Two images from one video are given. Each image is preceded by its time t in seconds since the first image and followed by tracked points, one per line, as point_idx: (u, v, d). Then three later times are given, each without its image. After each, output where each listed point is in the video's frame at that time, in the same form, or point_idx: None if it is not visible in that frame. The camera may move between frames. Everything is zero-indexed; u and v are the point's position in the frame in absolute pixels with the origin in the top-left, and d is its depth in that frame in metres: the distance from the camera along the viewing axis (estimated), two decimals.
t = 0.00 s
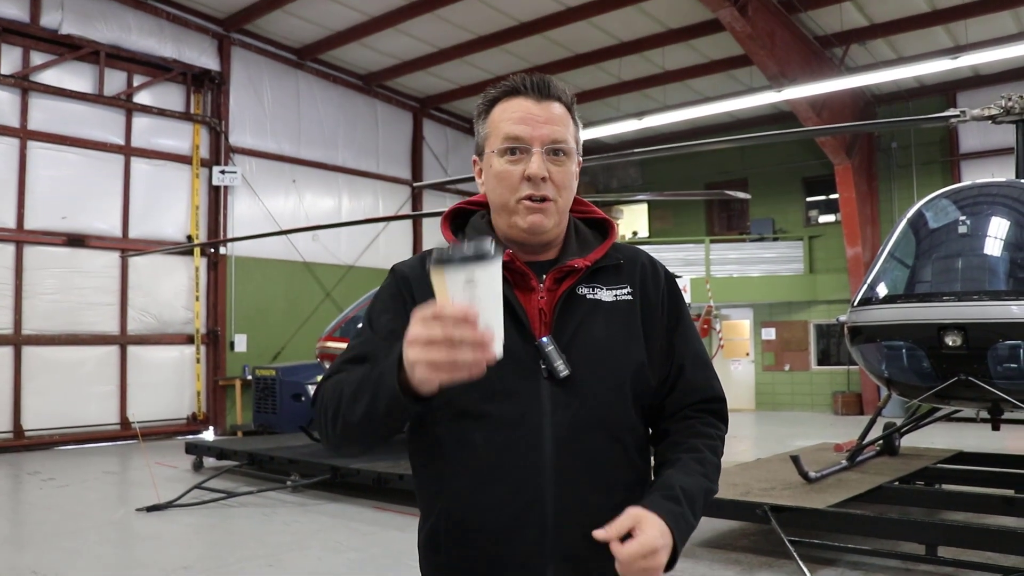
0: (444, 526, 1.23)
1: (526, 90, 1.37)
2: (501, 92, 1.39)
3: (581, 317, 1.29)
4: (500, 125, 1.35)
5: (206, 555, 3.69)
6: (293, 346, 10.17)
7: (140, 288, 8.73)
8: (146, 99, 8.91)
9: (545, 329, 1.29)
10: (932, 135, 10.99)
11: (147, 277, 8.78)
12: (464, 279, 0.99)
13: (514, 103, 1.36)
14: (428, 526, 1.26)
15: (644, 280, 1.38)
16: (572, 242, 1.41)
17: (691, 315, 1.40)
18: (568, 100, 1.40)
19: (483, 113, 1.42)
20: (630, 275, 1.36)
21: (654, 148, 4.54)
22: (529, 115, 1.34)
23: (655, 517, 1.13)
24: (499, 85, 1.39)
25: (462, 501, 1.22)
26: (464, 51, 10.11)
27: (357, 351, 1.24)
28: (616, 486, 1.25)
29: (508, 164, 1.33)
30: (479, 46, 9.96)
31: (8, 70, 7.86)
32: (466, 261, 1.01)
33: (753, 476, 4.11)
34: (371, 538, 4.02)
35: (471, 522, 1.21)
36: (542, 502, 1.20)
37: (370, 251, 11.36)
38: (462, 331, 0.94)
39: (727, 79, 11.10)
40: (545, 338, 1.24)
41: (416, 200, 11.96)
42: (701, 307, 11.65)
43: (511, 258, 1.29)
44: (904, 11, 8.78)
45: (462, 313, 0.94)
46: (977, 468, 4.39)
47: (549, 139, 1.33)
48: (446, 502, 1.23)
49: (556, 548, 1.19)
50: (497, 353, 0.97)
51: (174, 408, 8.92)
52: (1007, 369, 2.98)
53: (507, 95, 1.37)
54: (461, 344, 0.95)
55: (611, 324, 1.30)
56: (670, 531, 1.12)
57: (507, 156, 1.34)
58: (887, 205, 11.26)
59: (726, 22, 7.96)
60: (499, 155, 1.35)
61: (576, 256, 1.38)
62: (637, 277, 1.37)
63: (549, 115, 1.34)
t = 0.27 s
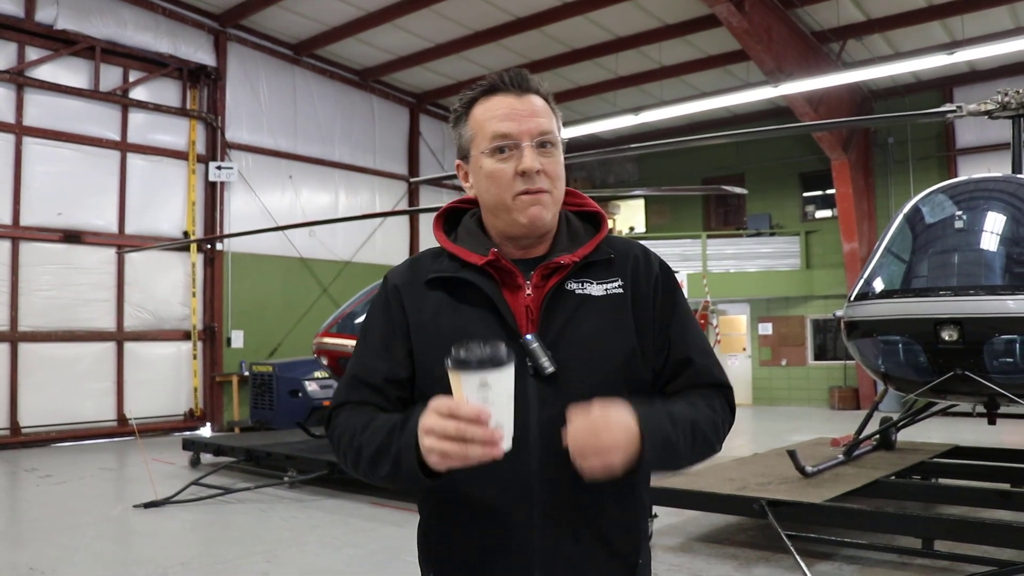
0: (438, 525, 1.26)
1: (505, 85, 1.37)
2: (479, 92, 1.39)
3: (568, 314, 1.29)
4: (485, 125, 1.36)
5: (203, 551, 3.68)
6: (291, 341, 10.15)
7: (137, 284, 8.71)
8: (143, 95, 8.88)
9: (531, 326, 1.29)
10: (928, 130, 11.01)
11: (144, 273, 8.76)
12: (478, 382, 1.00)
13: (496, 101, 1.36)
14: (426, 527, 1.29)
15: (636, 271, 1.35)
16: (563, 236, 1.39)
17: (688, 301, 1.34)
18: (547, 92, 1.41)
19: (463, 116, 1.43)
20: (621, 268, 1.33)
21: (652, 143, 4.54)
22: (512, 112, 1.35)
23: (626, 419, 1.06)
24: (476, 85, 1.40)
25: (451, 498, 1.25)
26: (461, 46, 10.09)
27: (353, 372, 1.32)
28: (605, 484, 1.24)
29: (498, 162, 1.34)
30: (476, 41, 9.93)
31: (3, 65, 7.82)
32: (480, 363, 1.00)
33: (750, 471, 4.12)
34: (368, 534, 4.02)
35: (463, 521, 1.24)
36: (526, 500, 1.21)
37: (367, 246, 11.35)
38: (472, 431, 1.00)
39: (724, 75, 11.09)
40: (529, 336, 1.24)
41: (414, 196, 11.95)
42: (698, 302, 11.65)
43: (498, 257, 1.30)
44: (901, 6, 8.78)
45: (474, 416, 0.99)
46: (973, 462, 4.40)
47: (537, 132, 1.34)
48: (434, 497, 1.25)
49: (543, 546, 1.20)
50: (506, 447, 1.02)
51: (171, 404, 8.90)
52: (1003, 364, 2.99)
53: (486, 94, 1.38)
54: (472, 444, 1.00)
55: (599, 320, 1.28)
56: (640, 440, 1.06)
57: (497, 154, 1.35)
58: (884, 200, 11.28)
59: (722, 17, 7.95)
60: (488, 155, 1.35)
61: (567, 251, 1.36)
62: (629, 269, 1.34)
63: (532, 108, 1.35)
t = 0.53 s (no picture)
0: (432, 521, 1.31)
1: (481, 90, 1.39)
2: (456, 98, 1.42)
3: (551, 313, 1.28)
4: (462, 130, 1.38)
5: (201, 551, 3.68)
6: (288, 341, 10.13)
7: (134, 284, 8.69)
8: (140, 94, 8.86)
9: (512, 325, 1.30)
10: (925, 130, 11.02)
11: (141, 273, 8.74)
12: (484, 414, 1.09)
13: (470, 106, 1.38)
14: (424, 524, 1.33)
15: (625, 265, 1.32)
16: (550, 233, 1.38)
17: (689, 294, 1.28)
18: (527, 91, 1.41)
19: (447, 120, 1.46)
20: (610, 263, 1.31)
21: (650, 142, 4.54)
22: (487, 115, 1.36)
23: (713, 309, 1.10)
24: (454, 92, 1.42)
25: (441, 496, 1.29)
26: (459, 46, 10.07)
27: (361, 381, 1.38)
28: (588, 483, 1.24)
29: (474, 166, 1.35)
30: (474, 40, 9.92)
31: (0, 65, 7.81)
32: (486, 397, 1.09)
33: (748, 471, 4.12)
34: (366, 533, 4.01)
35: (453, 518, 1.29)
36: (507, 496, 1.25)
37: (364, 246, 11.33)
38: (480, 461, 1.08)
39: (722, 74, 11.09)
40: (507, 336, 1.25)
41: (411, 195, 11.93)
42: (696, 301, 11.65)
43: (480, 258, 1.32)
44: (898, 6, 8.78)
45: (482, 446, 1.08)
46: (971, 462, 4.40)
47: (510, 133, 1.34)
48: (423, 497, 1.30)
49: (521, 544, 1.23)
50: (512, 472, 1.11)
51: (169, 404, 8.88)
52: (1000, 363, 3.00)
53: (463, 100, 1.40)
54: (482, 470, 1.09)
55: (582, 317, 1.28)
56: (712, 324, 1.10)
57: (473, 158, 1.36)
58: (882, 199, 11.28)
59: (719, 17, 7.94)
60: (465, 159, 1.37)
61: (553, 248, 1.35)
62: (616, 265, 1.31)
63: (508, 109, 1.35)
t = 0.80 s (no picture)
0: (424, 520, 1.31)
1: (462, 90, 1.37)
2: (441, 98, 1.40)
3: (544, 314, 1.28)
4: (443, 130, 1.37)
5: (198, 551, 3.67)
6: (286, 341, 10.12)
7: (132, 284, 8.68)
8: (138, 94, 8.85)
9: (504, 327, 1.30)
10: (924, 131, 11.03)
11: (139, 273, 8.73)
12: (481, 417, 1.09)
13: (451, 106, 1.37)
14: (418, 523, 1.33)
15: (622, 267, 1.30)
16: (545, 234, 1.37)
17: (686, 298, 1.28)
18: (512, 89, 1.38)
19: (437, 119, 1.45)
20: (605, 264, 1.30)
21: (648, 143, 4.55)
22: (467, 115, 1.34)
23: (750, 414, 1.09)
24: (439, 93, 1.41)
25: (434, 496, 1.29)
26: (458, 46, 10.06)
27: (361, 381, 1.38)
28: (581, 487, 1.23)
29: (454, 166, 1.35)
30: (472, 40, 9.91)
31: None
32: (484, 401, 1.08)
33: (747, 471, 4.11)
34: (364, 533, 4.01)
35: (445, 517, 1.29)
36: (497, 498, 1.24)
37: (363, 246, 11.32)
38: (476, 462, 1.08)
39: (720, 75, 11.09)
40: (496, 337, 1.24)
41: (410, 195, 11.92)
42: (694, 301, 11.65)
43: (473, 260, 1.32)
44: (897, 7, 8.79)
45: (478, 449, 1.08)
46: (969, 463, 4.40)
47: (488, 133, 1.32)
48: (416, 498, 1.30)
49: (510, 545, 1.22)
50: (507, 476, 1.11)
51: (166, 404, 8.86)
52: (999, 364, 2.99)
53: (446, 100, 1.39)
54: (476, 474, 1.09)
55: (577, 318, 1.26)
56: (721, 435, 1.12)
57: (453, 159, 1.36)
58: (880, 200, 11.29)
59: (718, 17, 7.94)
60: (447, 160, 1.37)
61: (547, 248, 1.35)
62: (613, 266, 1.30)
63: (490, 109, 1.33)
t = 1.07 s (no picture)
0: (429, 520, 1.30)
1: (482, 81, 1.36)
2: (460, 87, 1.39)
3: (554, 310, 1.28)
4: (459, 121, 1.36)
5: (199, 549, 3.67)
6: (287, 339, 10.12)
7: (132, 282, 8.68)
8: (138, 92, 8.84)
9: (514, 324, 1.30)
10: (924, 128, 11.02)
11: (140, 271, 8.72)
12: (472, 417, 1.07)
13: (471, 97, 1.36)
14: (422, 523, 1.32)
15: (629, 266, 1.32)
16: (552, 231, 1.38)
17: (684, 300, 1.31)
18: (529, 85, 1.38)
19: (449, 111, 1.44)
20: (612, 263, 1.31)
21: (648, 140, 4.54)
22: (484, 107, 1.33)
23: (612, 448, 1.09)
24: (457, 82, 1.40)
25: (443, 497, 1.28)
26: (457, 44, 10.05)
27: (361, 380, 1.37)
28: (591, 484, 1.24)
29: (470, 157, 1.34)
30: (472, 38, 9.90)
31: None
32: (475, 400, 1.07)
33: (748, 469, 4.11)
34: (365, 531, 4.01)
35: (452, 517, 1.28)
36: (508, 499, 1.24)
37: (363, 244, 11.31)
38: (466, 461, 1.07)
39: (720, 72, 11.08)
40: (508, 334, 1.24)
41: (410, 193, 11.91)
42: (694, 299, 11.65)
43: (481, 256, 1.32)
44: (897, 4, 8.77)
45: (468, 448, 1.07)
46: (969, 460, 4.41)
47: (507, 126, 1.32)
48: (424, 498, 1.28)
49: (523, 546, 1.22)
50: (500, 475, 1.10)
51: (166, 402, 8.86)
52: (999, 361, 3.01)
53: (465, 90, 1.37)
54: (469, 474, 1.08)
55: (587, 315, 1.27)
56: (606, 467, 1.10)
57: (470, 149, 1.35)
58: (880, 196, 11.29)
59: (718, 14, 7.93)
60: (462, 150, 1.36)
61: (555, 245, 1.35)
62: (620, 265, 1.31)
63: (508, 102, 1.33)
